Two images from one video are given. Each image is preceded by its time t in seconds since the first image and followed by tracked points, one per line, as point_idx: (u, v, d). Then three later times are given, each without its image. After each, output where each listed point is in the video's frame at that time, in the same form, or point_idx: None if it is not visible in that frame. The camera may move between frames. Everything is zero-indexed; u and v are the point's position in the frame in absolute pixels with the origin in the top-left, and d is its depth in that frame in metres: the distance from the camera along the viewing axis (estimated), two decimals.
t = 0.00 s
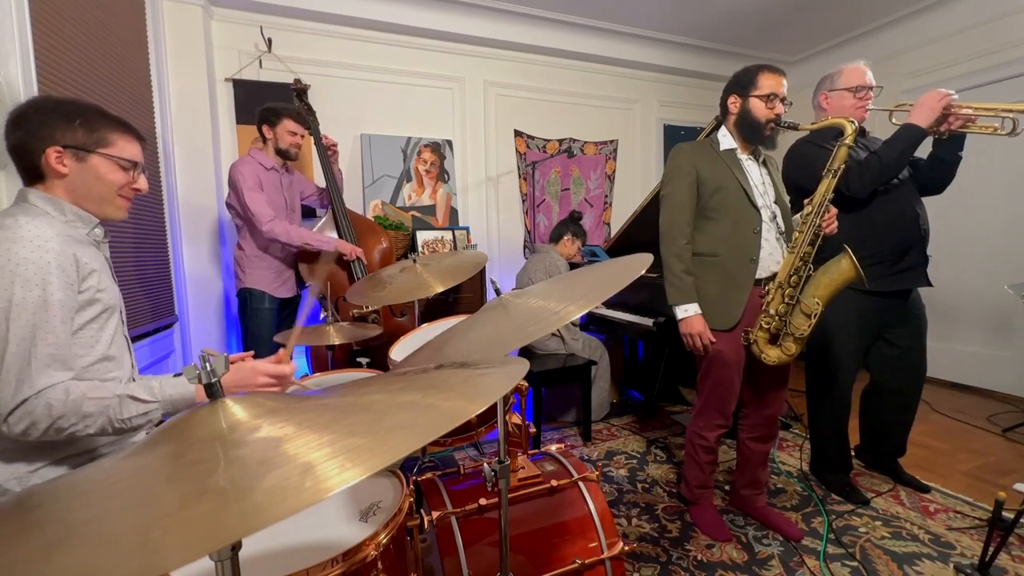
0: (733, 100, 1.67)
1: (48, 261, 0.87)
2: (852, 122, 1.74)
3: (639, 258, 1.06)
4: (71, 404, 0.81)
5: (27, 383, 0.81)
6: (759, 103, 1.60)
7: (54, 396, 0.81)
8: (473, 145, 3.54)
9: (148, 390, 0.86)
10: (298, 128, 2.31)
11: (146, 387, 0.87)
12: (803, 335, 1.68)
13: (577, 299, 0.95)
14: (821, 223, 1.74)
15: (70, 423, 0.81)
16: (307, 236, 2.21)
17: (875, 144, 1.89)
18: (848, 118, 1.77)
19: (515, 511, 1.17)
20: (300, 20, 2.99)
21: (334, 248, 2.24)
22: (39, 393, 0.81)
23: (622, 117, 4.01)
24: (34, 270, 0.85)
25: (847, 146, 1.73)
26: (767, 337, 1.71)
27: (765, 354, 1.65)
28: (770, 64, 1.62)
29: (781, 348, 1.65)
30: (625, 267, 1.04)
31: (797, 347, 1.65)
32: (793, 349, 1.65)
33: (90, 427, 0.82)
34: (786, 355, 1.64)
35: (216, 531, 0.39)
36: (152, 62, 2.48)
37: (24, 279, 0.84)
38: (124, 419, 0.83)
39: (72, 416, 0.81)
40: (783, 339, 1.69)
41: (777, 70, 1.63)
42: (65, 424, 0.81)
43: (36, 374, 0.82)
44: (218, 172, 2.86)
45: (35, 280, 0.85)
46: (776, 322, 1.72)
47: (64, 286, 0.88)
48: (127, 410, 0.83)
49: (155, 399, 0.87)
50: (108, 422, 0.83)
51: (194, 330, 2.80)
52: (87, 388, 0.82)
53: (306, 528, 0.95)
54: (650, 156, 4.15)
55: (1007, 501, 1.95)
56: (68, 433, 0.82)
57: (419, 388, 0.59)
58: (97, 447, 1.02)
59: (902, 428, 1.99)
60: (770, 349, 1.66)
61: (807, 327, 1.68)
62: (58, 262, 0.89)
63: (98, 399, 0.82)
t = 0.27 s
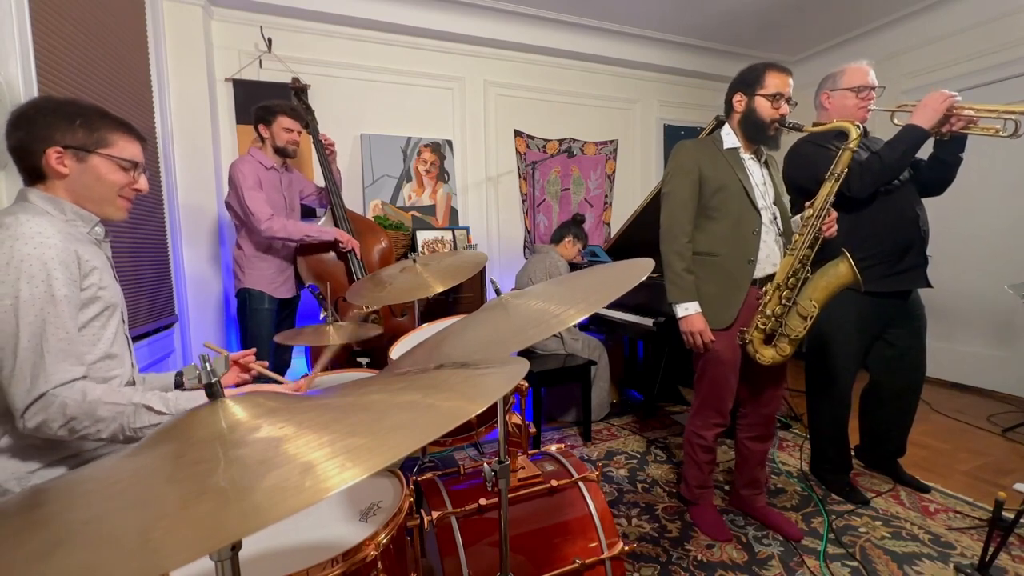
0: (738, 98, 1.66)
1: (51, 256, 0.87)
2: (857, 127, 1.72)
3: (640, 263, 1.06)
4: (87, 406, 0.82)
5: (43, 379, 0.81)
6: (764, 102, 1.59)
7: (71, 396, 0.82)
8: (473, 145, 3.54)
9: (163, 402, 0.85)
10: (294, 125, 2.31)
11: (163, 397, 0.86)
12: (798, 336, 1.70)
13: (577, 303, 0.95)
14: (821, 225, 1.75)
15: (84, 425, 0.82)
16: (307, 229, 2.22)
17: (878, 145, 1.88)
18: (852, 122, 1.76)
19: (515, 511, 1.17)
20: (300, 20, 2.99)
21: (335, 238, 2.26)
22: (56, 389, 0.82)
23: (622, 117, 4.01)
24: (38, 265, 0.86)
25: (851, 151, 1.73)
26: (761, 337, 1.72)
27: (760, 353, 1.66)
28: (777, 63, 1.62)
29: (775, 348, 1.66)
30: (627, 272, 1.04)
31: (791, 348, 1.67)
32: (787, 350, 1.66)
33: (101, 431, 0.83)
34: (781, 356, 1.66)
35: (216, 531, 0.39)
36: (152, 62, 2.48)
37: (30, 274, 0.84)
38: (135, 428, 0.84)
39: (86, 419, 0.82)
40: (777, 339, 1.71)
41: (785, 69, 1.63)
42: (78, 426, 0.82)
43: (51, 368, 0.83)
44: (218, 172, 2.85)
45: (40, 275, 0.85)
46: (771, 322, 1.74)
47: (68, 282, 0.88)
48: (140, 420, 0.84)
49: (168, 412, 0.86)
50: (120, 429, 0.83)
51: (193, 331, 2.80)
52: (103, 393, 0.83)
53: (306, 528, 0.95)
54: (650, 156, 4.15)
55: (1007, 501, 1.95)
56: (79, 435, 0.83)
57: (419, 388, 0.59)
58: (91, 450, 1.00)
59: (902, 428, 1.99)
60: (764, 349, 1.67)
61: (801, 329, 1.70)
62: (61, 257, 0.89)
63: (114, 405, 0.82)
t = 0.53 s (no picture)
0: (742, 96, 1.66)
1: (44, 257, 0.87)
2: (861, 131, 1.72)
3: (638, 260, 1.06)
4: (59, 396, 0.79)
5: (20, 380, 0.80)
6: (769, 102, 1.58)
7: (42, 391, 0.78)
8: (473, 145, 3.54)
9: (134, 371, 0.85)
10: (294, 126, 2.30)
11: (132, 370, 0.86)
12: (792, 339, 1.70)
13: (576, 301, 0.95)
14: (820, 229, 1.75)
15: (61, 415, 0.79)
16: (304, 237, 2.22)
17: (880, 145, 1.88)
18: (856, 125, 1.76)
19: (515, 511, 1.17)
20: (300, 20, 2.99)
21: (331, 246, 2.26)
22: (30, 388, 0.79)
23: (622, 117, 4.01)
24: (30, 266, 0.85)
25: (853, 156, 1.71)
26: (756, 338, 1.73)
27: (754, 353, 1.67)
28: (782, 62, 1.61)
29: (769, 349, 1.67)
30: (625, 269, 1.04)
31: (784, 349, 1.67)
32: (780, 351, 1.66)
33: (82, 416, 0.81)
34: (774, 357, 1.66)
35: (216, 531, 0.39)
36: (152, 62, 2.48)
37: (20, 276, 0.84)
38: (115, 404, 0.82)
39: (62, 408, 0.79)
40: (771, 341, 1.71)
41: (790, 69, 1.62)
42: (56, 418, 0.79)
43: (31, 370, 0.82)
44: (218, 172, 2.85)
45: (33, 276, 0.85)
46: (765, 323, 1.76)
47: (61, 283, 0.88)
48: (117, 396, 0.82)
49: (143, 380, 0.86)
50: (99, 409, 0.82)
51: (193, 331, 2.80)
52: (73, 379, 0.80)
53: (306, 528, 0.95)
54: (650, 156, 4.15)
55: (1007, 501, 1.95)
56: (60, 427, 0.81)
57: (419, 388, 0.59)
58: (97, 447, 1.01)
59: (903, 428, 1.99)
60: (758, 349, 1.68)
61: (795, 331, 1.71)
62: (55, 258, 0.89)
63: (85, 387, 0.80)
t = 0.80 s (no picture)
0: (744, 96, 1.65)
1: (51, 257, 0.87)
2: (862, 132, 1.73)
3: (644, 266, 1.06)
4: (74, 401, 0.81)
5: (33, 379, 0.81)
6: (771, 102, 1.59)
7: (58, 392, 0.81)
8: (473, 145, 3.54)
9: (149, 387, 0.84)
10: (287, 124, 2.29)
11: (149, 382, 0.85)
12: (790, 339, 1.70)
13: (576, 303, 0.95)
14: (820, 230, 1.75)
15: (73, 420, 0.81)
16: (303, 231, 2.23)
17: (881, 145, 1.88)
18: (857, 126, 1.77)
19: (515, 510, 1.17)
20: (300, 20, 2.99)
21: (331, 237, 2.27)
22: (45, 388, 0.81)
23: (622, 117, 4.01)
24: (37, 265, 0.85)
25: (854, 157, 1.72)
26: (754, 338, 1.74)
27: (752, 353, 1.68)
28: (784, 62, 1.61)
29: (767, 349, 1.67)
30: (628, 274, 1.03)
31: (781, 349, 1.66)
32: (778, 351, 1.66)
33: (94, 423, 0.82)
34: (772, 357, 1.66)
35: (216, 532, 0.39)
36: (152, 62, 2.47)
37: (28, 275, 0.84)
38: (127, 416, 0.82)
39: (74, 413, 0.81)
40: (769, 341, 1.71)
41: (792, 68, 1.62)
42: (68, 421, 0.81)
43: (43, 369, 0.82)
44: (218, 172, 2.85)
45: (41, 276, 0.85)
46: (764, 324, 1.76)
47: (67, 282, 0.88)
48: (130, 407, 0.82)
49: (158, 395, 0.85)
50: (111, 419, 0.82)
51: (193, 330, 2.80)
52: (89, 386, 0.82)
53: (306, 528, 0.95)
54: (649, 156, 4.15)
55: (1007, 501, 1.95)
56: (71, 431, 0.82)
57: (419, 389, 0.59)
58: (98, 449, 1.01)
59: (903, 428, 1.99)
60: (756, 349, 1.68)
61: (793, 332, 1.70)
62: (61, 258, 0.89)
63: (101, 395, 0.82)
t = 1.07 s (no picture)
0: (744, 96, 1.65)
1: (48, 253, 0.87)
2: (862, 131, 1.74)
3: (641, 261, 1.06)
4: (93, 395, 0.81)
5: (48, 375, 0.80)
6: (771, 102, 1.58)
7: (77, 387, 0.81)
8: (473, 145, 3.54)
9: (167, 378, 0.85)
10: (285, 124, 2.29)
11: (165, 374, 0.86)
12: (791, 339, 1.70)
13: (576, 302, 0.95)
14: (821, 230, 1.75)
15: (94, 413, 0.81)
16: (302, 231, 2.24)
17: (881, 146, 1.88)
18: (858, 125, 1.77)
19: (515, 511, 1.17)
20: (299, 20, 2.99)
21: (331, 237, 2.29)
22: (62, 382, 0.81)
23: (622, 117, 4.01)
24: (34, 262, 0.85)
25: (855, 157, 1.72)
26: (755, 338, 1.74)
27: (753, 354, 1.67)
28: (784, 61, 1.60)
29: (768, 349, 1.67)
30: (626, 271, 1.04)
31: (783, 349, 1.67)
32: (779, 351, 1.66)
33: (115, 416, 0.82)
34: (773, 357, 1.66)
35: (216, 532, 0.39)
36: (152, 62, 2.48)
37: (26, 272, 0.84)
38: (147, 407, 0.83)
39: (94, 407, 0.81)
40: (770, 341, 1.71)
41: (793, 68, 1.62)
42: (90, 415, 0.81)
43: (56, 364, 0.82)
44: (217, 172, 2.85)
45: (38, 272, 0.85)
46: (765, 324, 1.76)
47: (65, 279, 0.88)
48: (149, 399, 0.83)
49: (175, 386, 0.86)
50: (131, 411, 0.83)
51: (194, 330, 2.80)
52: (107, 378, 0.82)
53: (306, 528, 0.95)
54: (649, 155, 4.14)
55: (1007, 501, 1.95)
56: (90, 424, 0.82)
57: (419, 388, 0.59)
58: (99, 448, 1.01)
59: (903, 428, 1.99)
60: (758, 349, 1.68)
61: (795, 331, 1.71)
62: (58, 255, 0.89)
63: (119, 388, 0.82)
